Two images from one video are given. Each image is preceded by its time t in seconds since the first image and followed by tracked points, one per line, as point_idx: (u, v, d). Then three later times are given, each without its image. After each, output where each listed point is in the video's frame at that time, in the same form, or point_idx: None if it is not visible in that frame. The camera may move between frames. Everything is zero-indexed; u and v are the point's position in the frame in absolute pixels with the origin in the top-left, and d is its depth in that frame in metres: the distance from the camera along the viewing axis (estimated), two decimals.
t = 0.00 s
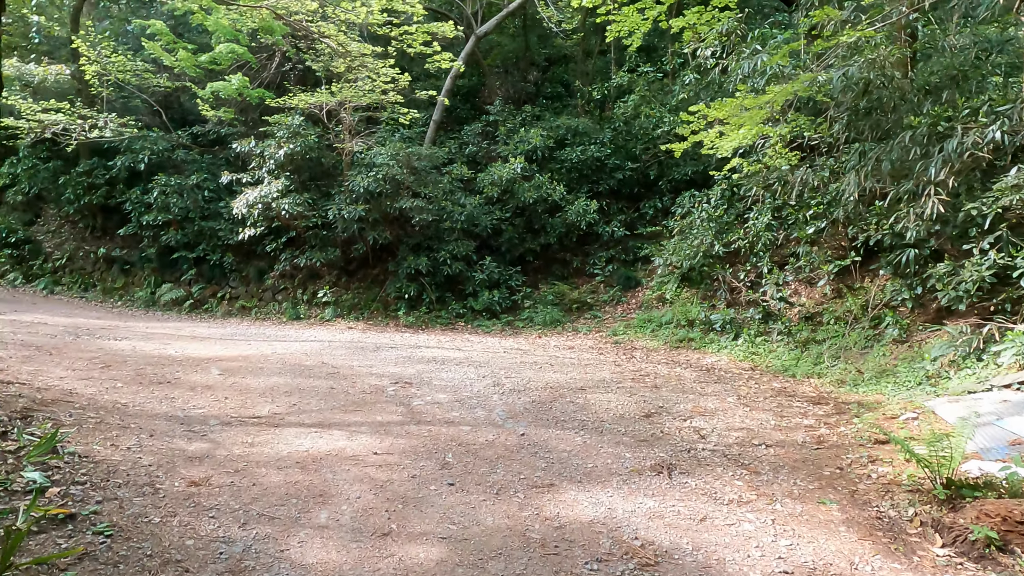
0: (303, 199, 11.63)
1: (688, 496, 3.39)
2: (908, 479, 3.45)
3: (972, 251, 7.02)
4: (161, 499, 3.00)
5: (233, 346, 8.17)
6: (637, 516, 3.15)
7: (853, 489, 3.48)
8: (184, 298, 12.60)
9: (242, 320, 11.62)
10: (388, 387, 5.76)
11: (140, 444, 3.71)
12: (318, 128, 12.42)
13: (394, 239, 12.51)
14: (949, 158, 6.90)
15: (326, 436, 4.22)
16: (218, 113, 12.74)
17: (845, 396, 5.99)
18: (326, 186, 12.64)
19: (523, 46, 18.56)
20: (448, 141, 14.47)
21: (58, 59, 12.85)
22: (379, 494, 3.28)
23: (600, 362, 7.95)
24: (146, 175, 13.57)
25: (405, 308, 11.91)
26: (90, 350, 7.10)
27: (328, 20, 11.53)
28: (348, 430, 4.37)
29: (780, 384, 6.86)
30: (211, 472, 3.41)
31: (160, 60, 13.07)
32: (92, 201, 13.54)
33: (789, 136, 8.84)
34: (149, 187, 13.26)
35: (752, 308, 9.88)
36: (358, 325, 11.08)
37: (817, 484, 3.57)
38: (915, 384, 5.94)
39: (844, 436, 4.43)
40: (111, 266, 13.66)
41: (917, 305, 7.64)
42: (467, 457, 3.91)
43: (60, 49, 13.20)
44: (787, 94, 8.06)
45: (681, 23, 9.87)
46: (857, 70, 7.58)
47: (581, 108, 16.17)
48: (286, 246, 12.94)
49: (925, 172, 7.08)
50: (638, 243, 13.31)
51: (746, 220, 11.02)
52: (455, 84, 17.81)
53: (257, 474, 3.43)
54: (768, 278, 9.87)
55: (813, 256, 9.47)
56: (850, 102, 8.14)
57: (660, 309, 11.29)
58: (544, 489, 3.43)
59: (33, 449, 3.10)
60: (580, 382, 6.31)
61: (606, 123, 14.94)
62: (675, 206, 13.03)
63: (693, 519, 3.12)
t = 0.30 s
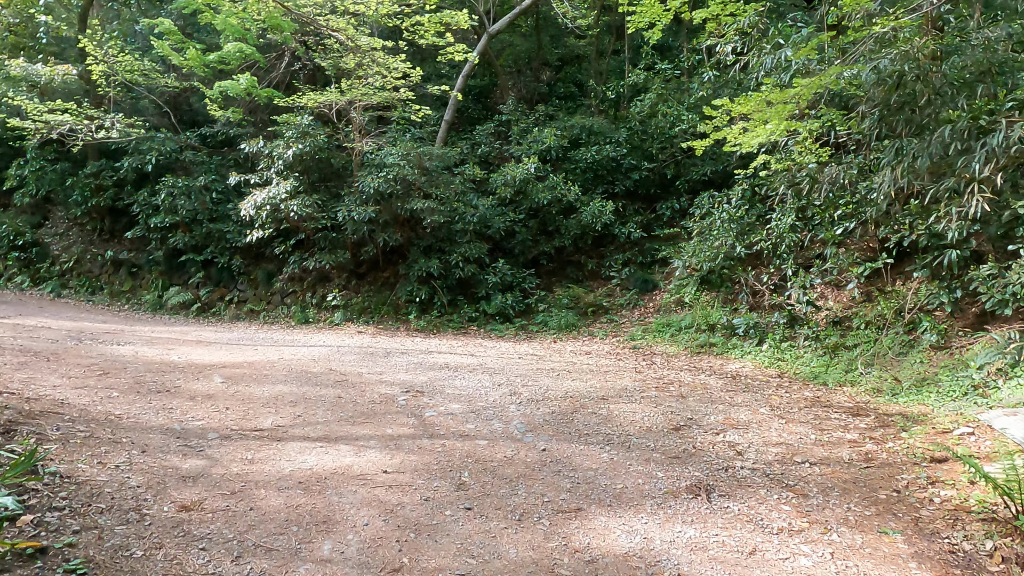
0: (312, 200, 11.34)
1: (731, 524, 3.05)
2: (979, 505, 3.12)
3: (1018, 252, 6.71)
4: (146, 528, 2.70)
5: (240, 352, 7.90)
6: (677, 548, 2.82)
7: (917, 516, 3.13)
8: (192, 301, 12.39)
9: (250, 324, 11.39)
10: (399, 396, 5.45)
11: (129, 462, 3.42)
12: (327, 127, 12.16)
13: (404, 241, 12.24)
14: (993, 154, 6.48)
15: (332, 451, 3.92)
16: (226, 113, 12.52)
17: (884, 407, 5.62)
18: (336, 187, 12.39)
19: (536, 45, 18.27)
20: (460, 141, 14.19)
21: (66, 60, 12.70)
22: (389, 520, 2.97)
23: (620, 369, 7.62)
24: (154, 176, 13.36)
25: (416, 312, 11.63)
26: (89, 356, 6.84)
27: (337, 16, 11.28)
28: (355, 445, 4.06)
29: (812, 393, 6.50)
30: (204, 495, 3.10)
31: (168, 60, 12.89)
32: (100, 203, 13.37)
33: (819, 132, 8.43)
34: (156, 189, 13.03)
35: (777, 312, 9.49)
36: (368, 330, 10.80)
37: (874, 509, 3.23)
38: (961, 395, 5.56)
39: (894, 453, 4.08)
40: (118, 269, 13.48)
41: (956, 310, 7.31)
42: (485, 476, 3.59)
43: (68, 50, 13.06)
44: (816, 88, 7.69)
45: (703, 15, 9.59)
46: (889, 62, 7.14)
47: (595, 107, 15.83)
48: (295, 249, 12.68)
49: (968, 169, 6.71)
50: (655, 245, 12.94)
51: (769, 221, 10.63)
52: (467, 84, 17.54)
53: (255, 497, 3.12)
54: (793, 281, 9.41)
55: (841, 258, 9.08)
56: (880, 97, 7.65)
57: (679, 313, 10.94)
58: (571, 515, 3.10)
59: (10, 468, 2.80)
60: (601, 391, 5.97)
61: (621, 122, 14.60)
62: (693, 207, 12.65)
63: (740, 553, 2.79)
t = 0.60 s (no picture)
0: (320, 201, 11.06)
1: (783, 556, 2.74)
2: None
3: None
4: (128, 564, 2.42)
5: (245, 357, 7.63)
6: None
7: (995, 547, 2.82)
8: (198, 304, 12.16)
9: (256, 327, 11.14)
10: (410, 405, 5.14)
11: (116, 483, 3.13)
12: (335, 126, 11.88)
13: (414, 242, 11.96)
14: None
15: (338, 468, 3.62)
16: (233, 112, 12.28)
17: (927, 417, 5.26)
18: (344, 188, 12.11)
19: (546, 43, 17.96)
20: (471, 140, 13.88)
21: (71, 59, 12.53)
22: (402, 553, 2.68)
23: (640, 375, 7.29)
24: (160, 177, 13.14)
25: (426, 315, 11.34)
26: (88, 362, 6.57)
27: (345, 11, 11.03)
28: (364, 461, 3.76)
29: (846, 400, 6.15)
30: (195, 521, 2.82)
31: (174, 59, 12.69)
32: (106, 204, 13.17)
33: (848, 125, 8.05)
34: (162, 190, 12.80)
35: (803, 314, 9.12)
36: (378, 333, 10.52)
37: (943, 539, 2.91)
38: (1011, 404, 5.20)
39: (953, 471, 3.73)
40: (124, 272, 13.28)
41: (999, 312, 7.00)
42: (506, 497, 3.28)
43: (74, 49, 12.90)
44: (846, 79, 7.32)
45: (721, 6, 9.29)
46: (922, 52, 6.66)
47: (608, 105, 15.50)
48: (303, 251, 12.42)
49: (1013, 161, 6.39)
50: (672, 246, 12.59)
51: (791, 220, 10.25)
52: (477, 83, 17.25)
53: (251, 524, 2.83)
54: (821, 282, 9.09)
55: (870, 258, 8.70)
56: (913, 88, 7.18)
57: (698, 316, 10.60)
58: (603, 545, 2.80)
59: None
60: (623, 399, 5.64)
61: (636, 120, 14.25)
62: (711, 207, 12.29)
63: None
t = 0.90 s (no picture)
0: (328, 199, 10.79)
1: None
2: None
3: None
4: None
5: (251, 360, 7.37)
6: None
7: None
8: (204, 305, 11.94)
9: (264, 329, 10.90)
10: (422, 414, 4.84)
11: (104, 505, 2.85)
12: (344, 123, 11.61)
13: (425, 241, 11.69)
14: None
15: (347, 487, 3.33)
16: (240, 109, 12.04)
17: (976, 428, 4.91)
18: (353, 186, 11.84)
19: (558, 39, 17.64)
20: (482, 137, 13.58)
21: (76, 56, 12.33)
22: None
23: (662, 381, 6.96)
24: (166, 176, 12.91)
25: (437, 316, 11.06)
26: (87, 365, 6.31)
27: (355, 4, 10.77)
28: (375, 478, 3.48)
29: (884, 408, 5.80)
30: (190, 552, 2.55)
31: (180, 55, 12.47)
32: (112, 204, 12.97)
33: (880, 118, 7.68)
34: (168, 189, 12.56)
35: (829, 316, 8.75)
36: (387, 336, 10.25)
37: None
38: None
39: (1022, 493, 3.40)
40: (131, 272, 13.08)
41: None
42: (531, 522, 3.00)
43: (79, 46, 12.71)
44: (879, 69, 6.96)
45: None
46: (960, 40, 6.28)
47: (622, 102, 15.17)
48: (311, 250, 12.17)
49: None
50: (689, 245, 12.25)
51: (815, 218, 9.89)
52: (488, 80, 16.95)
53: (253, 556, 2.56)
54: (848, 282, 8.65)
55: (900, 258, 8.34)
56: (950, 79, 6.79)
57: (717, 317, 10.27)
58: None
59: None
60: (649, 407, 5.32)
61: (651, 116, 13.90)
62: (730, 205, 11.94)
63: None
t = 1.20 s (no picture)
0: (336, 200, 10.49)
1: None
2: None
3: None
4: None
5: (255, 368, 7.07)
6: None
7: None
8: (210, 309, 11.68)
9: (270, 334, 10.63)
10: (436, 429, 4.51)
11: (82, 540, 2.56)
12: (352, 122, 11.33)
13: (435, 243, 11.38)
14: None
15: (355, 515, 3.01)
16: (246, 108, 11.78)
17: None
18: (362, 187, 11.55)
19: (569, 37, 17.32)
20: (493, 136, 13.27)
21: (80, 56, 12.12)
22: None
23: (686, 389, 6.61)
24: (172, 177, 12.67)
25: (448, 320, 10.75)
26: (83, 374, 6.03)
27: None
28: (386, 504, 3.16)
29: (928, 420, 5.43)
30: None
31: (186, 54, 12.24)
32: (117, 206, 12.74)
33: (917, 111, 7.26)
34: (173, 190, 12.30)
35: (859, 321, 8.37)
36: (397, 341, 9.96)
37: None
38: None
39: None
40: (136, 275, 12.85)
41: None
42: (562, 559, 2.68)
43: (84, 46, 12.50)
44: (918, 58, 6.56)
45: None
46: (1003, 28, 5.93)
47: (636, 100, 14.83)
48: (319, 253, 11.88)
49: None
50: (707, 246, 11.88)
51: (841, 218, 9.51)
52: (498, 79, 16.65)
53: None
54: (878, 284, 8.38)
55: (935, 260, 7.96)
56: (991, 70, 6.45)
57: (738, 321, 9.91)
58: None
59: None
60: (677, 420, 4.97)
61: (666, 115, 13.55)
62: (749, 205, 11.57)
63: None
